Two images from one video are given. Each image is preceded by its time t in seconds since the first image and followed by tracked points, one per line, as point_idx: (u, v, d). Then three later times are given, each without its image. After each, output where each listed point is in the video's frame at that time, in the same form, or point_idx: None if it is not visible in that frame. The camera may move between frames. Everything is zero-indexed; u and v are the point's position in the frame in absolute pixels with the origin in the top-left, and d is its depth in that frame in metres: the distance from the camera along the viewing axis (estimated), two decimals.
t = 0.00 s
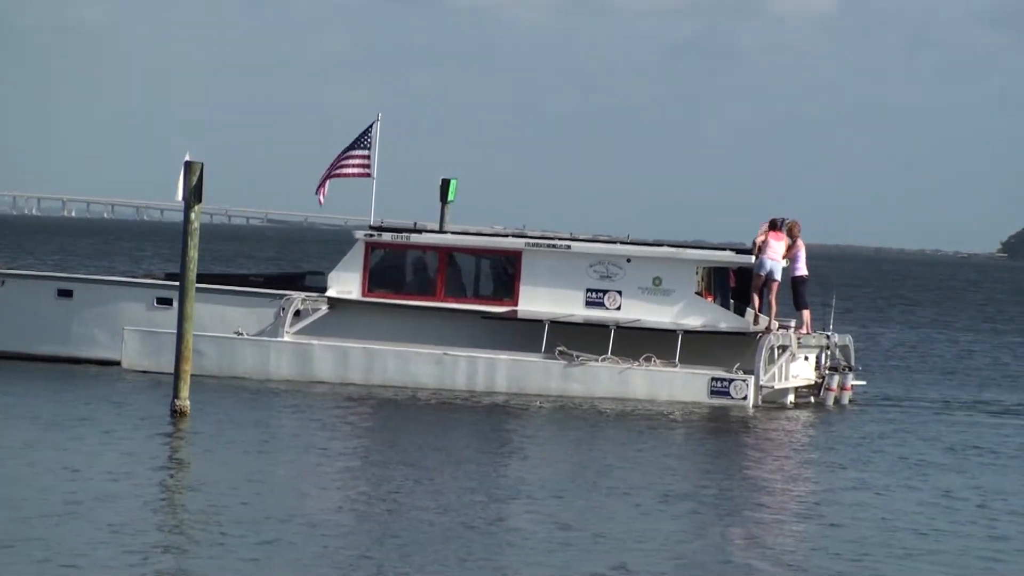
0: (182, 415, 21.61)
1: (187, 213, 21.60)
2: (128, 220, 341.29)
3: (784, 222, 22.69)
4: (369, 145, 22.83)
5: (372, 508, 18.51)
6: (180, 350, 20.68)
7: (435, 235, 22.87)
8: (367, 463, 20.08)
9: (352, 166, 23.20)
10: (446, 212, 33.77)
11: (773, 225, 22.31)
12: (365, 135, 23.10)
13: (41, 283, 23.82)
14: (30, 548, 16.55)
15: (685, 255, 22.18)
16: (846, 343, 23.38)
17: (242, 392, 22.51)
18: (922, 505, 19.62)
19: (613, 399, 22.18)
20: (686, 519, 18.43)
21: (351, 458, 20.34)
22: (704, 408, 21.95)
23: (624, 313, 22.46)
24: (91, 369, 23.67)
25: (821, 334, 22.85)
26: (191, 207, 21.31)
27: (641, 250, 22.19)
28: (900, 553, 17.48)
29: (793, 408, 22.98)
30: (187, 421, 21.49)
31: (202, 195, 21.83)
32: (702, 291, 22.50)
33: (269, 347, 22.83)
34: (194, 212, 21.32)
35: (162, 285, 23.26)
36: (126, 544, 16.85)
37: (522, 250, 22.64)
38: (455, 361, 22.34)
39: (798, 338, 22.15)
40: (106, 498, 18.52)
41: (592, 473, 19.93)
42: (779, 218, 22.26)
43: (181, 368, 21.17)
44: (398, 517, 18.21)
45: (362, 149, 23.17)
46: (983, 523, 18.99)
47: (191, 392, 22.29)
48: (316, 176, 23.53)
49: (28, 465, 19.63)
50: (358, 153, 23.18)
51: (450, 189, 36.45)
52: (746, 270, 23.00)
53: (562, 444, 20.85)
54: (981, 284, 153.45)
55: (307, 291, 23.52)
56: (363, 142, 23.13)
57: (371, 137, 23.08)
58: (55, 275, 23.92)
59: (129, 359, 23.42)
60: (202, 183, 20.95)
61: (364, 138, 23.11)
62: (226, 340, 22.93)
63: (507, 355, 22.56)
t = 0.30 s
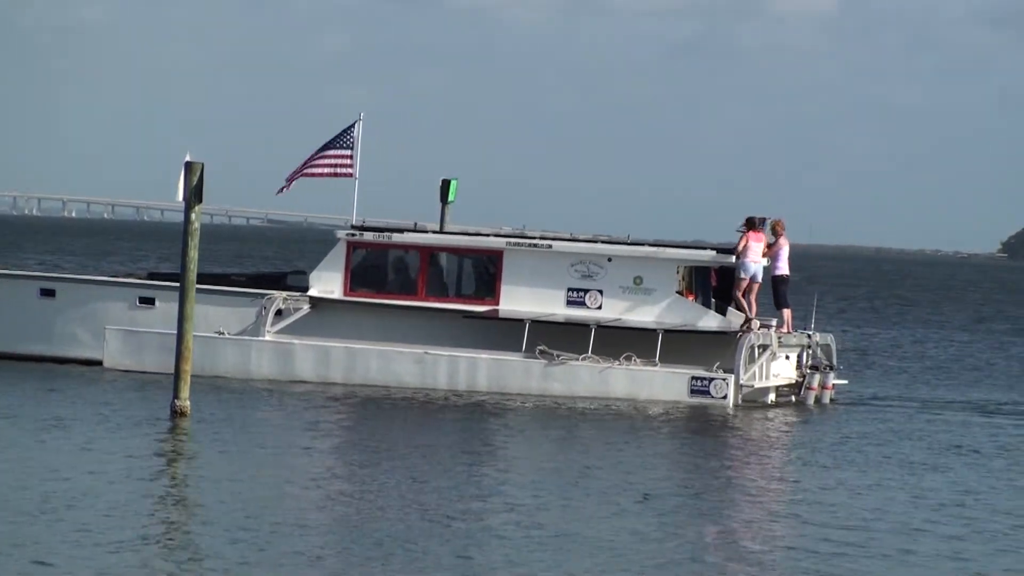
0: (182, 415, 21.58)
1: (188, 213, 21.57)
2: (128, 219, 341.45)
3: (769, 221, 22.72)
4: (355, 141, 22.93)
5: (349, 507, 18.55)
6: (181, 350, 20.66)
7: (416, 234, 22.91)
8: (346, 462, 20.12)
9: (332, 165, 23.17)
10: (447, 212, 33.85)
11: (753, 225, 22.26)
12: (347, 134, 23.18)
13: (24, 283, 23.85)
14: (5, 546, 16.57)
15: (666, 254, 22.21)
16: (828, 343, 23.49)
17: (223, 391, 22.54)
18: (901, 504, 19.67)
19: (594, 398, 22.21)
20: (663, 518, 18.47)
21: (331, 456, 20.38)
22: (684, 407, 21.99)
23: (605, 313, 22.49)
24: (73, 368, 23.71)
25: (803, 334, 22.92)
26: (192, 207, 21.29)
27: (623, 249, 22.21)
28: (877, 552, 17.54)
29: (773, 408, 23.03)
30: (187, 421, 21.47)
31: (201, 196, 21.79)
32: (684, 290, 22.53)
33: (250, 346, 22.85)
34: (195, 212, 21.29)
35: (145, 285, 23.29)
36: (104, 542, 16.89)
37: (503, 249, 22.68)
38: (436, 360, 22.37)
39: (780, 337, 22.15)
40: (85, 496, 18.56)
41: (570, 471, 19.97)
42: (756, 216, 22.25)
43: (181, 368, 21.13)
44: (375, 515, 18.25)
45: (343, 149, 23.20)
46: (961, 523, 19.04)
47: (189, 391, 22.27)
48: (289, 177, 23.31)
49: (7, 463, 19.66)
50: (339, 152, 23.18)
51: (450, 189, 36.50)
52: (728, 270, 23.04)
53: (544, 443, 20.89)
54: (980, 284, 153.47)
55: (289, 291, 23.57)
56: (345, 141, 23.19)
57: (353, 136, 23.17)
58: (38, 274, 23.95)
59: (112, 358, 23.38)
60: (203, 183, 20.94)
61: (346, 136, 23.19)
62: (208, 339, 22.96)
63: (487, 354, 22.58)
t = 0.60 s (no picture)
0: (182, 415, 21.57)
1: (187, 214, 21.54)
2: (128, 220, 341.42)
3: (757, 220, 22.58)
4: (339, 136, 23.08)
5: (326, 506, 18.59)
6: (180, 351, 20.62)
7: (398, 234, 22.94)
8: (325, 462, 20.16)
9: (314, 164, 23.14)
10: (447, 212, 33.91)
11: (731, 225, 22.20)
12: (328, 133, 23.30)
13: (7, 283, 23.90)
14: None
15: (646, 254, 22.24)
16: (809, 342, 23.56)
17: (204, 390, 22.57)
18: (878, 503, 19.70)
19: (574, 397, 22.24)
20: (640, 517, 18.50)
21: (311, 455, 20.42)
22: (663, 406, 22.01)
23: (586, 312, 22.55)
24: (55, 368, 23.74)
25: (783, 333, 22.93)
26: (191, 207, 21.24)
27: (603, 249, 22.26)
28: (850, 551, 17.57)
29: (753, 407, 23.08)
30: (187, 420, 21.46)
31: (202, 196, 21.69)
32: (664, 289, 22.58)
33: (231, 346, 22.88)
34: (194, 212, 21.24)
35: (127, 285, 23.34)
36: (77, 541, 16.92)
37: (484, 249, 22.71)
38: (417, 360, 22.40)
39: (759, 337, 22.20)
40: (60, 495, 18.58)
41: (548, 470, 19.99)
42: (736, 215, 22.26)
43: (181, 368, 21.13)
44: (351, 514, 18.27)
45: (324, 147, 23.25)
46: (937, 523, 19.07)
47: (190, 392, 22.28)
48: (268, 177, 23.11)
49: None
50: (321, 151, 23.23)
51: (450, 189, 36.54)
52: (708, 270, 23.07)
53: (523, 442, 20.92)
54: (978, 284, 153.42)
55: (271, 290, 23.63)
56: (325, 141, 23.29)
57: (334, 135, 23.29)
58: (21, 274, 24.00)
59: (93, 358, 23.42)
60: (200, 183, 20.85)
61: (327, 136, 23.30)
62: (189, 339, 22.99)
63: (468, 353, 22.60)
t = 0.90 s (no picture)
0: (182, 415, 21.55)
1: (187, 213, 21.49)
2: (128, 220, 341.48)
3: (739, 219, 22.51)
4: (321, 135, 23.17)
5: (303, 503, 18.60)
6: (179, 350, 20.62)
7: (379, 233, 22.96)
8: (303, 459, 20.19)
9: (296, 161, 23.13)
10: (450, 212, 33.97)
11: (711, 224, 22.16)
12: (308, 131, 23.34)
13: None
14: None
15: (627, 253, 22.28)
16: (791, 341, 23.70)
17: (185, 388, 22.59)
18: (855, 501, 19.74)
19: (554, 395, 22.27)
20: (616, 514, 18.54)
21: (289, 453, 20.44)
22: (643, 404, 22.05)
23: (567, 310, 22.59)
24: (35, 366, 23.74)
25: (764, 331, 23.06)
26: (191, 207, 21.19)
27: (584, 247, 22.30)
28: (826, 548, 17.58)
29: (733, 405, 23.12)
30: (187, 420, 21.44)
31: (202, 196, 21.71)
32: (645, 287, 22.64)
33: (212, 343, 22.89)
34: (195, 212, 21.20)
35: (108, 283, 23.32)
36: (51, 539, 16.92)
37: (465, 247, 22.75)
38: (398, 358, 22.42)
39: (740, 334, 22.29)
40: (37, 492, 18.58)
41: (526, 468, 20.03)
42: (716, 215, 22.24)
43: (181, 368, 21.16)
44: (327, 512, 18.30)
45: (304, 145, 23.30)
46: (913, 520, 19.09)
47: (190, 391, 22.26)
48: (250, 177, 22.97)
49: None
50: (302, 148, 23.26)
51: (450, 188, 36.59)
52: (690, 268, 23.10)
53: (503, 440, 20.93)
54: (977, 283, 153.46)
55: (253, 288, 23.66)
56: (305, 139, 23.31)
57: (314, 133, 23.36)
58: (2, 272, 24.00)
59: (75, 356, 23.46)
60: (201, 184, 20.84)
61: (306, 135, 23.33)
62: (171, 337, 22.99)
63: (449, 351, 22.62)
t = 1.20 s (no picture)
0: (182, 415, 21.53)
1: (187, 213, 21.46)
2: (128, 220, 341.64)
3: (721, 220, 22.41)
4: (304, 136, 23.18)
5: (279, 502, 18.63)
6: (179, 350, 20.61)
7: (360, 232, 23.02)
8: (281, 459, 20.22)
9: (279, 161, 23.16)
10: (446, 212, 34.05)
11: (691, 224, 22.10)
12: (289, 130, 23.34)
13: None
14: None
15: (607, 252, 22.33)
16: (772, 340, 23.76)
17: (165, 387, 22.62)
18: (831, 500, 19.77)
19: (533, 394, 22.32)
20: (592, 513, 18.57)
21: (267, 452, 20.48)
22: (623, 403, 22.09)
23: (547, 310, 22.64)
24: (17, 365, 23.78)
25: (745, 331, 23.11)
26: (191, 207, 21.23)
27: (564, 246, 22.35)
28: (800, 547, 17.63)
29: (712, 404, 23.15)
30: (187, 420, 21.41)
31: (202, 196, 21.72)
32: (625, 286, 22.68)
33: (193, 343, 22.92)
34: (195, 212, 21.22)
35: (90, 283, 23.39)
36: (25, 537, 16.95)
37: (446, 247, 22.81)
38: (378, 357, 22.46)
39: (720, 334, 22.34)
40: (13, 490, 18.61)
41: (503, 467, 20.06)
42: (696, 215, 22.19)
43: (181, 367, 21.20)
44: (303, 511, 18.33)
45: (287, 144, 23.31)
46: (889, 520, 19.12)
47: (190, 392, 22.22)
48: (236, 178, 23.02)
49: None
50: (285, 147, 23.28)
51: (445, 188, 36.66)
52: (671, 267, 23.14)
53: (482, 439, 20.97)
54: (975, 284, 153.46)
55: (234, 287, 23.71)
56: (288, 139, 23.30)
57: (298, 131, 23.35)
58: None
59: (55, 354, 23.49)
60: (201, 183, 20.82)
61: (289, 135, 23.32)
62: (152, 336, 23.04)
63: (429, 351, 22.67)
